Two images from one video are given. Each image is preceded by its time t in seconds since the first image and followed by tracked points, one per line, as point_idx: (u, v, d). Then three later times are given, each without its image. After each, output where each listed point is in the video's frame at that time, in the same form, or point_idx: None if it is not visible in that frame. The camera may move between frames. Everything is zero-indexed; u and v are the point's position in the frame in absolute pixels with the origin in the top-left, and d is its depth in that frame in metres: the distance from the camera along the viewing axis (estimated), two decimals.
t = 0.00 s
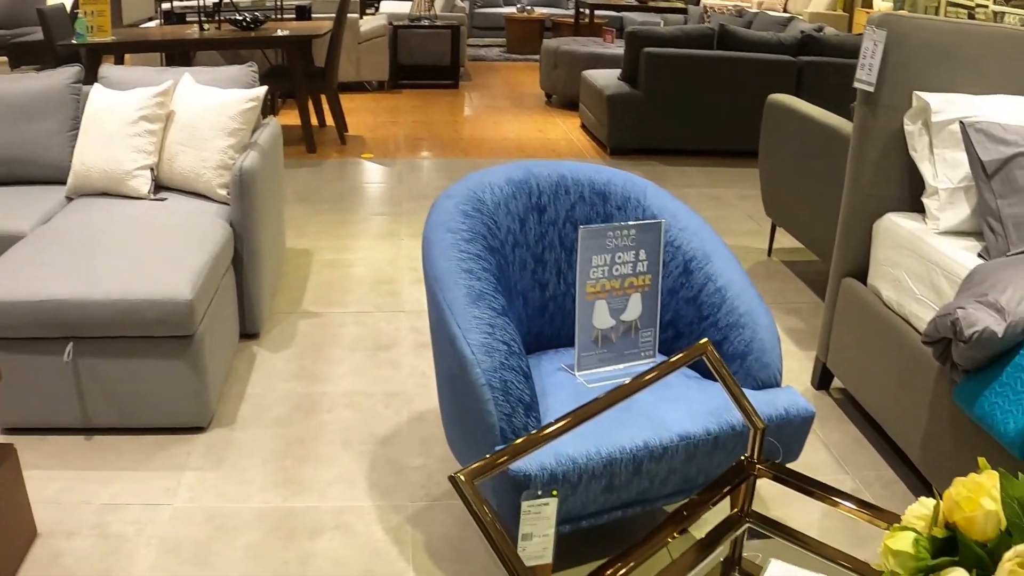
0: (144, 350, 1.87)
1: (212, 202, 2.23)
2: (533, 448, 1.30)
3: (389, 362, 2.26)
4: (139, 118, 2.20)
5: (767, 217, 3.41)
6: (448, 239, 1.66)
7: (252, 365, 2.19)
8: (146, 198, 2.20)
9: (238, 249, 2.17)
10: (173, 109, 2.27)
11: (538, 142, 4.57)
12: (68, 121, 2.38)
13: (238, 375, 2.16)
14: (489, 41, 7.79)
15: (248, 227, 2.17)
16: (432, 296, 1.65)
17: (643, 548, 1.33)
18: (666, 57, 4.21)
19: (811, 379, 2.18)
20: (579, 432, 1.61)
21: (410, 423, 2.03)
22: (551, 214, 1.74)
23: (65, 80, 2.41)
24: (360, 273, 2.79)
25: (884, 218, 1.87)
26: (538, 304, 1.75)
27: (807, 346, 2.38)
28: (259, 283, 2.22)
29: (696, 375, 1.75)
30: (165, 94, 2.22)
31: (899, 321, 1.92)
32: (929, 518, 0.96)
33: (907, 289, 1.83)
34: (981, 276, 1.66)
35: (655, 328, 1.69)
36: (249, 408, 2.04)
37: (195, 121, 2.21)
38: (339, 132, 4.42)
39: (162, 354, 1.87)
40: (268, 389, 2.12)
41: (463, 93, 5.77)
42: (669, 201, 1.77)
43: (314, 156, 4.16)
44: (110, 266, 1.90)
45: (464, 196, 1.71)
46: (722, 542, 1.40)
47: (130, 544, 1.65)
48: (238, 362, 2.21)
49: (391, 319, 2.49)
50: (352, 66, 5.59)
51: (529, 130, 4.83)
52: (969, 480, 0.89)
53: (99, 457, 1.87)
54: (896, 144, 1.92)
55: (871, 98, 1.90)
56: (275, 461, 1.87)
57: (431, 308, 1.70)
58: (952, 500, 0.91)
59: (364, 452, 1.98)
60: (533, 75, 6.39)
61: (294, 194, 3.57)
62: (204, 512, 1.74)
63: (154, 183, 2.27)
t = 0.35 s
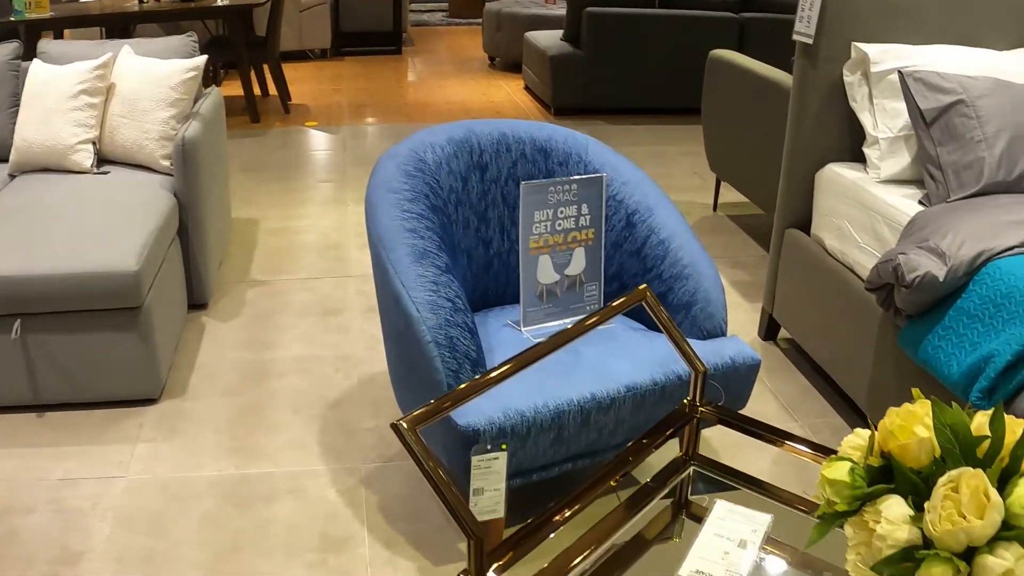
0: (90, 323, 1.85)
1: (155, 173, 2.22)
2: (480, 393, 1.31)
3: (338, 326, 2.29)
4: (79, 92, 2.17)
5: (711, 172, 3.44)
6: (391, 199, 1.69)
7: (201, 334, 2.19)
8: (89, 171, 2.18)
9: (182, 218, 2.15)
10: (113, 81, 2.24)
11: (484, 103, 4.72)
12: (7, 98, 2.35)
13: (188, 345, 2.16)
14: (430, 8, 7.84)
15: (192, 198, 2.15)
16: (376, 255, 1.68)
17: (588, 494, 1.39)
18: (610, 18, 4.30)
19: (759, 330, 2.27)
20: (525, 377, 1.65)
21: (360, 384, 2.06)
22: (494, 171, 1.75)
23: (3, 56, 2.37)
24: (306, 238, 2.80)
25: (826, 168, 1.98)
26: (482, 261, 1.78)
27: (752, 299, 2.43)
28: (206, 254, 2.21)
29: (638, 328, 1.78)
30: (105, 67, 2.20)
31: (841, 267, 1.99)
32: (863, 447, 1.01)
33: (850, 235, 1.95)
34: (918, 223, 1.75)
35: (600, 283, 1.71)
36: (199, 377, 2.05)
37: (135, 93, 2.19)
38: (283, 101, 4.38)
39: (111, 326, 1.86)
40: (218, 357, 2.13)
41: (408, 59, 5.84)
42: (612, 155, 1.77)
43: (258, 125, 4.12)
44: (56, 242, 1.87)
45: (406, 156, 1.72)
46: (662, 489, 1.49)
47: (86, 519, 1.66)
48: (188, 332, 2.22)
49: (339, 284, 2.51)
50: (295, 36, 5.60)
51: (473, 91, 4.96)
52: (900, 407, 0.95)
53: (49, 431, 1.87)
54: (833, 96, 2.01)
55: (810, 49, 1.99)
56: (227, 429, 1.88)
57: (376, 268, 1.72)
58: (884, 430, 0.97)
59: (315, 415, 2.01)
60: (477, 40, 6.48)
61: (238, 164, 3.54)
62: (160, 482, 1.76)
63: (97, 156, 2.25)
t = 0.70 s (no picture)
0: (38, 299, 1.84)
1: (99, 147, 2.21)
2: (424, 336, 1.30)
3: (287, 292, 2.35)
4: (19, 67, 2.16)
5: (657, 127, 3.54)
6: (333, 159, 1.70)
7: (151, 306, 2.23)
8: (33, 147, 2.17)
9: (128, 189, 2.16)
10: (54, 55, 2.23)
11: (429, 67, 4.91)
12: None
13: (139, 316, 2.20)
14: None
15: (138, 167, 2.16)
16: (320, 215, 1.69)
17: (533, 435, 1.40)
18: None
19: (708, 281, 2.35)
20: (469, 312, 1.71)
21: (310, 348, 2.12)
22: (436, 129, 1.78)
23: None
24: (254, 207, 2.84)
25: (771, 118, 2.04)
26: (427, 219, 1.80)
27: (699, 251, 2.50)
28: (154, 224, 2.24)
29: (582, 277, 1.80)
30: (46, 41, 2.19)
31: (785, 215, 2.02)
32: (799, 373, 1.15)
33: (795, 185, 2.01)
34: (865, 168, 1.79)
35: (545, 235, 1.72)
36: (151, 348, 2.09)
37: (78, 66, 2.18)
38: (227, 71, 4.38)
39: (58, 300, 1.85)
40: (168, 328, 2.17)
41: (351, 27, 5.98)
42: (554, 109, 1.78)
43: (203, 96, 4.11)
44: None
45: (348, 116, 1.74)
46: (607, 431, 1.51)
47: (43, 494, 1.70)
48: (138, 304, 2.26)
49: (287, 250, 2.56)
50: (238, 7, 5.69)
51: (415, 57, 5.15)
52: (836, 338, 1.07)
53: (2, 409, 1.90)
54: (776, 45, 2.09)
55: (751, 2, 2.06)
56: (180, 398, 1.93)
57: (320, 230, 1.72)
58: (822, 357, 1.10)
59: (268, 381, 2.06)
60: (418, 8, 6.62)
61: (185, 135, 3.54)
62: (116, 454, 1.81)
63: (41, 132, 2.23)
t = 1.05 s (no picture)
0: None
1: (44, 124, 2.25)
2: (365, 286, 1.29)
3: (239, 263, 2.43)
4: None
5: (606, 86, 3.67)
6: (277, 124, 1.71)
7: (103, 283, 2.28)
8: None
9: (75, 165, 2.21)
10: None
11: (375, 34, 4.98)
12: None
13: (91, 293, 2.25)
14: None
15: (83, 145, 2.21)
16: (266, 180, 1.70)
17: (481, 381, 1.39)
18: None
19: (658, 236, 2.42)
20: (416, 268, 1.73)
21: (263, 317, 2.20)
22: (379, 92, 1.81)
23: None
24: (204, 181, 2.90)
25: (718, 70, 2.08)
26: (374, 181, 1.83)
27: (647, 206, 2.58)
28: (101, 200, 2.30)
29: (528, 232, 1.83)
30: None
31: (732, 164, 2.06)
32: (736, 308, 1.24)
33: (742, 135, 2.04)
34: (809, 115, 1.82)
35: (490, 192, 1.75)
36: (104, 325, 2.15)
37: (19, 44, 2.21)
38: (172, 45, 4.38)
39: (10, 281, 1.85)
40: (121, 304, 2.23)
41: None
42: (496, 67, 1.80)
43: (149, 72, 4.10)
44: None
45: (291, 82, 1.76)
46: (554, 380, 1.52)
47: (1, 474, 1.74)
48: (89, 281, 2.31)
49: (238, 221, 2.64)
50: None
51: (362, 25, 5.22)
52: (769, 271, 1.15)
53: None
54: None
55: None
56: (134, 372, 1.99)
57: (267, 195, 1.73)
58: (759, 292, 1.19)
59: (221, 350, 2.12)
60: None
61: (131, 111, 3.54)
62: (72, 432, 1.85)
63: None
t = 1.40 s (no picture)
0: None
1: None
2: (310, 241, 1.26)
3: (190, 237, 2.45)
4: None
5: (552, 49, 3.71)
6: (220, 94, 1.69)
7: (53, 263, 2.30)
8: None
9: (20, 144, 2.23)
10: None
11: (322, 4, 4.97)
12: None
13: (40, 273, 2.26)
14: None
15: (27, 124, 2.23)
16: (210, 150, 1.68)
17: (427, 334, 1.38)
18: None
19: (610, 195, 2.42)
20: (365, 232, 1.74)
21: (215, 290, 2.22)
22: (322, 58, 1.81)
23: None
24: (154, 157, 2.91)
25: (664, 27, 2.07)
26: (319, 148, 1.85)
27: (596, 164, 2.62)
28: (48, 181, 2.32)
29: (476, 193, 1.84)
30: None
31: (679, 122, 2.07)
32: (671, 253, 1.26)
33: (689, 91, 2.04)
34: (754, 69, 1.83)
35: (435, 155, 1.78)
36: (56, 305, 2.16)
37: None
38: (117, 22, 4.33)
39: None
40: (71, 283, 2.24)
41: None
42: (440, 30, 1.81)
43: (95, 50, 4.06)
44: None
45: (232, 51, 1.75)
46: (495, 339, 1.51)
47: None
48: (39, 261, 2.32)
49: (188, 196, 2.67)
50: None
51: None
52: (708, 215, 1.20)
53: None
54: None
55: None
56: (87, 350, 2.00)
57: (212, 165, 1.71)
58: (696, 237, 1.22)
59: (174, 324, 2.15)
60: None
61: (77, 90, 3.51)
62: (26, 413, 1.86)
63: None
